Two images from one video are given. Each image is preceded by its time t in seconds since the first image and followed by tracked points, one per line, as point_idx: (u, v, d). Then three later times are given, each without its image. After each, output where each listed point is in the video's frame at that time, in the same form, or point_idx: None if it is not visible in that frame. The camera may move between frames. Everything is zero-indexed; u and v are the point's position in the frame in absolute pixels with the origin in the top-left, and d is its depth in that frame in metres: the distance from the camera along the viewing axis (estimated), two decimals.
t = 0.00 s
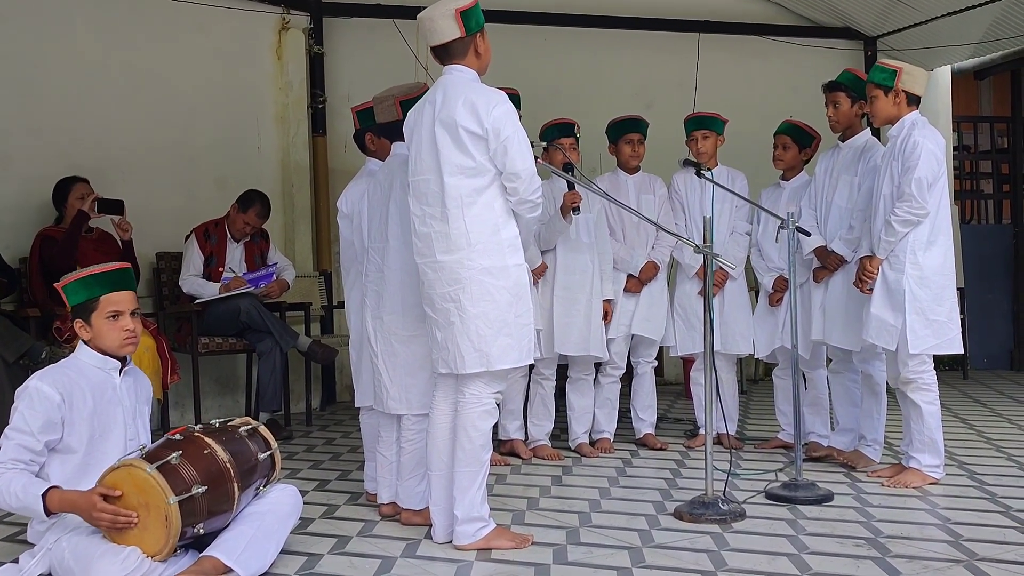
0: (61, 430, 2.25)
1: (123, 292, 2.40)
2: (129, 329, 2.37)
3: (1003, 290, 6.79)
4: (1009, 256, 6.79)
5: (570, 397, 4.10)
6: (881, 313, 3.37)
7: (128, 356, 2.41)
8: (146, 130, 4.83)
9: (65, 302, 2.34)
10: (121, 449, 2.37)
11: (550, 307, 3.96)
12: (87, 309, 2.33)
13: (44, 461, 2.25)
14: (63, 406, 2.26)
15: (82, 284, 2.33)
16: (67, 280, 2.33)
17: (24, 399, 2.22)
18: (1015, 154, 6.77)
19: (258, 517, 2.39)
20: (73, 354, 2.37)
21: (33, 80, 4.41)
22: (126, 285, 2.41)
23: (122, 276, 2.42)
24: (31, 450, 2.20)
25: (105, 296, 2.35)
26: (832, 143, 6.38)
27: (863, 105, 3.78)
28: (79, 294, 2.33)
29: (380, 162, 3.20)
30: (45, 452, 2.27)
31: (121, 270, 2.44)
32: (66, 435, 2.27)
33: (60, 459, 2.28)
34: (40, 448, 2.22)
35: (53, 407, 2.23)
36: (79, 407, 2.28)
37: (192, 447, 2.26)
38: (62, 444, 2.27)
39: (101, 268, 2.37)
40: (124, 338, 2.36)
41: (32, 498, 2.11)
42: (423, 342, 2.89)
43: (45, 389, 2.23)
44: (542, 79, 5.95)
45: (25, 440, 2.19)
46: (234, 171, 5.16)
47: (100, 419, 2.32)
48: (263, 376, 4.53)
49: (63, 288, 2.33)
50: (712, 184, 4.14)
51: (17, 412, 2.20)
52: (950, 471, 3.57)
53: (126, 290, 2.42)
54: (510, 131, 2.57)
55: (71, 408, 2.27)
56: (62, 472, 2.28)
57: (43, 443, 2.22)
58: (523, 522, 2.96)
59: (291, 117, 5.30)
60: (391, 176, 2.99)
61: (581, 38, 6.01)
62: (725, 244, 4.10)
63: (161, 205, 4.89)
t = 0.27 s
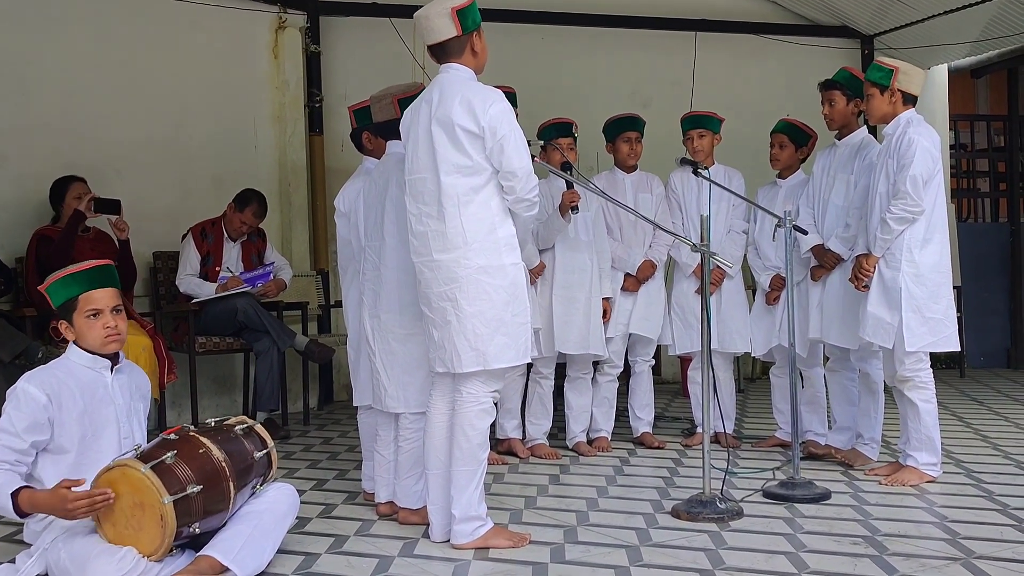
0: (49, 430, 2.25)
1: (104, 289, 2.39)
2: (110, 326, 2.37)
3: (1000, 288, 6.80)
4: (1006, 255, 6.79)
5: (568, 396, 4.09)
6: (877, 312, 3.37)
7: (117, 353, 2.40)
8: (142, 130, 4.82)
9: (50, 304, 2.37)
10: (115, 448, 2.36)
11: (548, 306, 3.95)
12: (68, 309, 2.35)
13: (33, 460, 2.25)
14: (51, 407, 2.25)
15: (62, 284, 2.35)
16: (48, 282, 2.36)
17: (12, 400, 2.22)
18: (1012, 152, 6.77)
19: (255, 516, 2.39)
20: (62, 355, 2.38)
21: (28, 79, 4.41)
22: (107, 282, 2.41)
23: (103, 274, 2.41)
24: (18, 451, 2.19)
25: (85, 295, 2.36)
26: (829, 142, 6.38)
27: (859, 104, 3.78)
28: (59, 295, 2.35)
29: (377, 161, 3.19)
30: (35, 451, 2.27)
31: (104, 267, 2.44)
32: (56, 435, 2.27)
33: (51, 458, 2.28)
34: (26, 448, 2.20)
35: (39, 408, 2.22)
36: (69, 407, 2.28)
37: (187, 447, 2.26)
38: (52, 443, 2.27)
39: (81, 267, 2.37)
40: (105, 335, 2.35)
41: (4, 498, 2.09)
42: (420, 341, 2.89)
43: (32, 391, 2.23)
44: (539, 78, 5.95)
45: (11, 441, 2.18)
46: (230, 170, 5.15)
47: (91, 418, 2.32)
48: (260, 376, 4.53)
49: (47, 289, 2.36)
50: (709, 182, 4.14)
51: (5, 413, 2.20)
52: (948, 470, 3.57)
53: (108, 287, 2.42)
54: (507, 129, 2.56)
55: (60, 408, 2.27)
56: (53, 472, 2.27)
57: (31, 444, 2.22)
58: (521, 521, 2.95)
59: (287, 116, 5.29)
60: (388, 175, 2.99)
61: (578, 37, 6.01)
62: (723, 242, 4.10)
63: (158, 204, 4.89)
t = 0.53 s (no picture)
0: (34, 433, 2.25)
1: (93, 289, 2.39)
2: (98, 326, 2.36)
3: (996, 287, 6.81)
4: (1002, 254, 6.80)
5: (565, 395, 4.09)
6: (873, 310, 3.37)
7: (106, 353, 2.39)
8: (137, 129, 4.81)
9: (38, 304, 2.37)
10: (105, 447, 2.35)
11: (545, 304, 3.95)
12: (56, 309, 2.35)
13: (19, 462, 2.25)
14: (36, 410, 2.25)
15: (49, 284, 2.35)
16: (36, 283, 2.36)
17: None
18: (1008, 151, 6.78)
19: (252, 516, 2.38)
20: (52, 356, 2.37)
21: (21, 78, 4.39)
22: (95, 281, 2.41)
23: (91, 274, 2.41)
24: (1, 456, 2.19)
25: (73, 295, 2.35)
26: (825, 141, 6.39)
27: (855, 103, 3.78)
28: (47, 295, 2.34)
29: (373, 160, 3.18)
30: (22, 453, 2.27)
31: (92, 267, 2.43)
32: (42, 437, 2.26)
33: (39, 459, 2.28)
34: (12, 452, 2.21)
35: (23, 411, 2.22)
36: (55, 409, 2.28)
37: (185, 447, 2.25)
38: (39, 445, 2.27)
39: (69, 267, 2.37)
40: (93, 334, 2.34)
41: None
42: (417, 340, 2.88)
43: (17, 394, 2.23)
44: (535, 76, 5.94)
45: None
46: (225, 170, 5.13)
47: (79, 419, 2.31)
48: (256, 375, 4.52)
49: (35, 289, 2.36)
50: (706, 181, 4.14)
51: None
52: (944, 468, 3.57)
53: (97, 287, 2.41)
54: (503, 127, 2.56)
55: (45, 410, 2.26)
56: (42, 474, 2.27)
57: (15, 448, 2.22)
58: (517, 520, 2.95)
59: (283, 115, 5.28)
60: (384, 174, 2.98)
61: (574, 36, 6.01)
62: (719, 241, 4.10)
63: (152, 204, 4.87)
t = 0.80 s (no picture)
0: (31, 431, 2.24)
1: (88, 287, 2.38)
2: (92, 325, 2.36)
3: (992, 286, 6.81)
4: (998, 253, 6.81)
5: (561, 393, 4.09)
6: (869, 310, 3.37)
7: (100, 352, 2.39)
8: (134, 127, 4.80)
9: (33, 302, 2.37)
10: (99, 445, 2.34)
11: (541, 303, 3.95)
12: (50, 308, 2.34)
13: (17, 461, 2.24)
14: (33, 408, 2.25)
15: (43, 282, 2.34)
16: (30, 281, 2.35)
17: None
18: (1004, 150, 6.79)
19: (248, 514, 2.38)
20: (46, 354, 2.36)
21: (17, 76, 4.38)
22: (89, 279, 2.40)
23: (86, 272, 2.40)
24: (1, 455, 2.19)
25: (67, 293, 2.34)
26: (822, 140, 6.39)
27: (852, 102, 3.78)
28: (41, 293, 2.34)
29: (369, 158, 3.18)
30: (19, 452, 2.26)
31: (87, 265, 2.42)
32: (38, 436, 2.26)
33: (35, 458, 2.27)
34: (11, 451, 2.21)
35: (19, 409, 2.22)
36: (50, 406, 2.27)
37: (182, 445, 2.24)
38: (35, 444, 2.27)
39: (63, 265, 2.36)
40: (88, 333, 2.34)
41: (10, 504, 2.12)
42: (413, 339, 2.88)
43: (13, 392, 2.22)
44: (532, 75, 5.94)
45: None
46: (221, 168, 5.12)
47: (74, 417, 2.31)
48: (252, 374, 4.51)
49: (30, 288, 2.36)
50: (703, 180, 4.14)
51: None
52: (940, 467, 3.57)
53: (92, 285, 2.40)
54: (500, 126, 2.55)
55: (41, 408, 2.26)
56: (38, 473, 2.27)
57: (15, 447, 2.22)
58: (514, 519, 2.95)
59: (280, 113, 5.27)
60: (380, 172, 2.98)
61: (571, 34, 6.00)
62: (716, 240, 4.11)
63: (149, 202, 4.86)
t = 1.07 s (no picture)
0: (33, 428, 2.23)
1: (91, 285, 2.38)
2: (96, 323, 2.36)
3: (992, 285, 6.81)
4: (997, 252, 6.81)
5: (561, 392, 4.09)
6: (868, 308, 3.37)
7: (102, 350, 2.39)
8: (132, 125, 4.79)
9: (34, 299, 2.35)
10: (101, 443, 2.35)
11: (540, 301, 3.94)
12: (53, 305, 2.33)
13: (17, 458, 2.23)
14: (36, 405, 2.23)
15: (46, 280, 2.33)
16: (32, 278, 2.34)
17: None
18: (1004, 149, 6.78)
19: (245, 512, 2.37)
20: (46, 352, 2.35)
21: (14, 73, 4.39)
22: (92, 277, 2.40)
23: (88, 270, 2.40)
24: (1, 451, 2.18)
25: (71, 290, 2.34)
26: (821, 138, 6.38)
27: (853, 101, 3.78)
28: (44, 290, 2.33)
29: (369, 156, 3.17)
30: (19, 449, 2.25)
31: (88, 263, 2.42)
32: (40, 433, 2.25)
33: (35, 455, 2.26)
34: (12, 447, 2.19)
35: (24, 406, 2.20)
36: (53, 403, 2.26)
37: (178, 443, 2.24)
38: (37, 440, 2.25)
39: (67, 262, 2.36)
40: (92, 331, 2.34)
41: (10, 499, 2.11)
42: (412, 337, 2.87)
43: (16, 389, 2.21)
44: (531, 73, 5.93)
45: None
46: (220, 166, 5.11)
47: (77, 414, 2.30)
48: (251, 372, 4.50)
49: (31, 285, 2.34)
50: (702, 178, 4.14)
51: None
52: (939, 466, 3.57)
53: (94, 283, 2.40)
54: (500, 124, 2.55)
55: (44, 405, 2.25)
56: (38, 471, 2.26)
57: (15, 444, 2.20)
58: (513, 518, 2.95)
59: (279, 111, 5.26)
60: (379, 170, 2.97)
61: (571, 32, 5.99)
62: (715, 238, 4.10)
63: (147, 200, 4.85)
